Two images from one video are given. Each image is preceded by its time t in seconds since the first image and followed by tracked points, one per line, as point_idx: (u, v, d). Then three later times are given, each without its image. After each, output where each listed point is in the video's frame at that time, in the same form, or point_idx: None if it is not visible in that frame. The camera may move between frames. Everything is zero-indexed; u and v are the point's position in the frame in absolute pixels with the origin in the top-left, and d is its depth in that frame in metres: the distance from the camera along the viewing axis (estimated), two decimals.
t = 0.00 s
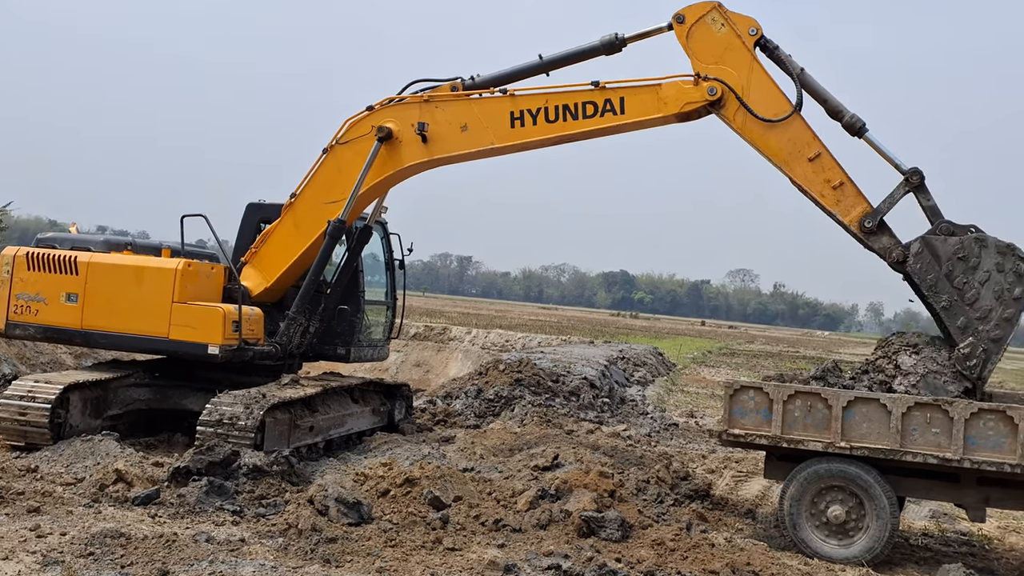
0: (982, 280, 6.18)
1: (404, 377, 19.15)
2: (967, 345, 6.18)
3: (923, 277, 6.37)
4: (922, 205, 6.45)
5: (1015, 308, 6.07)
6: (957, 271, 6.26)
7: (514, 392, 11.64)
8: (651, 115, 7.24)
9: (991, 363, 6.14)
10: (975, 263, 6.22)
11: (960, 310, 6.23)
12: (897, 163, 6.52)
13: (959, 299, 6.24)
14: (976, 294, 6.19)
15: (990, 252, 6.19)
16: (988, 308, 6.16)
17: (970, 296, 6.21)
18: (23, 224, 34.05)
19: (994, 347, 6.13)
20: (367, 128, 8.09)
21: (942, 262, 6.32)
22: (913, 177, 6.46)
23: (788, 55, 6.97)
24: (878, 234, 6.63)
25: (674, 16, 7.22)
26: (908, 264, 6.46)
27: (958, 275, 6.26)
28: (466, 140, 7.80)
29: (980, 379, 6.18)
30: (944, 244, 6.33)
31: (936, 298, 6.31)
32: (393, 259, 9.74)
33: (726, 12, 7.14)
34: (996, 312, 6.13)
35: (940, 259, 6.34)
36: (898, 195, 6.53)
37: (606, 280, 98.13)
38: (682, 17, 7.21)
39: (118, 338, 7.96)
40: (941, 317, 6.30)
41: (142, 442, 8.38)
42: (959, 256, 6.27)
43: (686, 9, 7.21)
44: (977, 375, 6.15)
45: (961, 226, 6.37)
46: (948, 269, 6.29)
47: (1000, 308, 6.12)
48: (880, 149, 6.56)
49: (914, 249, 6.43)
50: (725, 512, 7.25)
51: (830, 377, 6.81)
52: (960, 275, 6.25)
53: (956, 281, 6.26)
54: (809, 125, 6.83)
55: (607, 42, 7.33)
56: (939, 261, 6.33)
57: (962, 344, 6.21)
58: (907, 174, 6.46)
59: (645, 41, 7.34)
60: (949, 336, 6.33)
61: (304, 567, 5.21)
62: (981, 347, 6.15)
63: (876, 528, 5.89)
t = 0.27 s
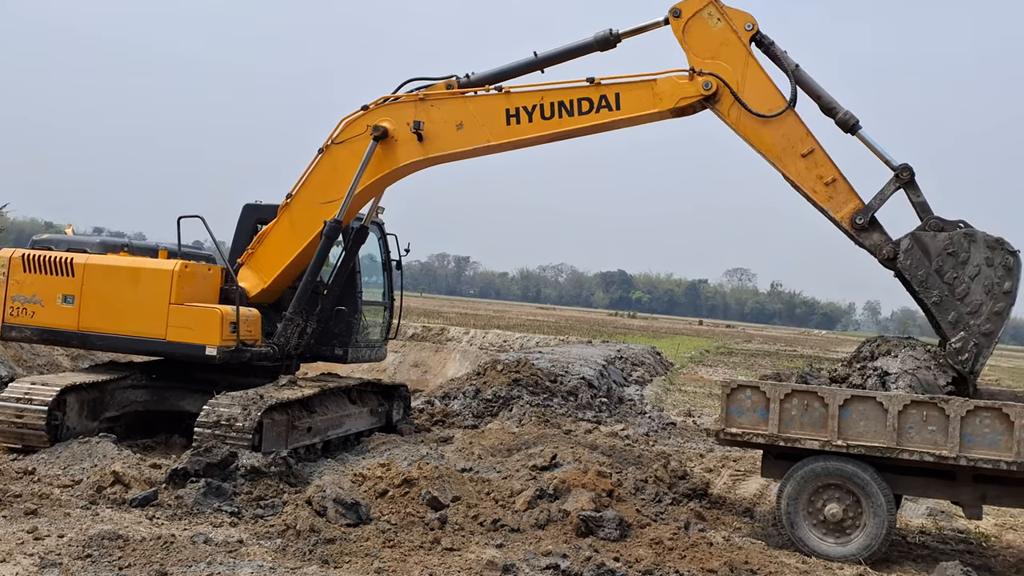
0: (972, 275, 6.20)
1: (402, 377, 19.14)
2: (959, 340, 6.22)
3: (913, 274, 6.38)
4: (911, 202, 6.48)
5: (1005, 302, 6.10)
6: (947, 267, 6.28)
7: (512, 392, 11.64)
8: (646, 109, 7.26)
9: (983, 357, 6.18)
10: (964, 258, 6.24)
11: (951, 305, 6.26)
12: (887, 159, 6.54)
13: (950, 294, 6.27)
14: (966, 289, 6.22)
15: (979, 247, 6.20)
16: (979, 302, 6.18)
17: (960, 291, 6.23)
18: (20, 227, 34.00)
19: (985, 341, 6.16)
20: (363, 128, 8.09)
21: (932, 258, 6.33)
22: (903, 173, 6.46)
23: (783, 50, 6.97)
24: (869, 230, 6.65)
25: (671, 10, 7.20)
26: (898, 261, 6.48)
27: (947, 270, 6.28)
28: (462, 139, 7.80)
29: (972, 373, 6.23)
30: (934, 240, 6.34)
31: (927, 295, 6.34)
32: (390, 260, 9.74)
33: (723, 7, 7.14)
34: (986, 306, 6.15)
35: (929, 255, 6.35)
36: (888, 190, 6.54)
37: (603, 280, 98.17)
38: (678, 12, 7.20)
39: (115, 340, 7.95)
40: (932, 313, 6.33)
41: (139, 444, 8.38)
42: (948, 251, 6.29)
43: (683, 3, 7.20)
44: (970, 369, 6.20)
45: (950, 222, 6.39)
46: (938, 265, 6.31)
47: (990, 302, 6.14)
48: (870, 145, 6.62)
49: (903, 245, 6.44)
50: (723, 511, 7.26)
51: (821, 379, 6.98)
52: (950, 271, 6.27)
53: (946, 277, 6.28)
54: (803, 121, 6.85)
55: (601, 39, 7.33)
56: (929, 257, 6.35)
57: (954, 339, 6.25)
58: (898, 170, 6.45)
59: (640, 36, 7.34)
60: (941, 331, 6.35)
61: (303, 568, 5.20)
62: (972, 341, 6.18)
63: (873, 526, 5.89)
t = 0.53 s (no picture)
0: (969, 267, 6.22)
1: (402, 378, 19.15)
2: (958, 332, 6.23)
3: (910, 268, 6.38)
4: (906, 194, 6.49)
5: (1003, 293, 6.13)
6: (944, 260, 6.29)
7: (512, 392, 11.66)
8: (644, 104, 7.27)
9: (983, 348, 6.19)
10: (961, 251, 6.26)
11: (950, 298, 6.27)
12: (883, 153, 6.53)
13: (948, 287, 6.28)
14: (964, 281, 6.23)
15: (976, 239, 6.23)
16: (977, 294, 6.20)
17: (958, 284, 6.24)
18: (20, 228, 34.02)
19: (985, 332, 6.18)
20: (361, 127, 8.10)
21: (929, 251, 6.34)
22: (898, 166, 6.45)
23: (780, 44, 6.99)
24: (865, 225, 6.64)
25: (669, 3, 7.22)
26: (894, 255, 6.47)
27: (944, 263, 6.30)
28: (459, 136, 7.81)
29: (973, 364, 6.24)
30: (930, 233, 6.36)
31: (924, 288, 6.35)
32: (390, 260, 9.76)
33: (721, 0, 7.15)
34: (984, 298, 6.17)
35: (925, 248, 6.36)
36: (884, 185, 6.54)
37: (603, 280, 98.28)
38: (676, 6, 7.22)
39: (116, 341, 7.96)
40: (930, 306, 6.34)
41: (141, 445, 8.39)
42: (945, 244, 6.30)
43: None
44: (970, 361, 6.21)
45: (945, 215, 6.40)
46: (935, 258, 6.32)
47: (988, 293, 6.16)
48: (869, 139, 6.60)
49: (899, 240, 6.44)
50: (724, 511, 7.27)
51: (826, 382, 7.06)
52: (947, 263, 6.28)
53: (944, 269, 6.29)
54: (800, 115, 6.86)
55: (597, 34, 7.34)
56: (925, 250, 6.36)
57: (953, 331, 6.26)
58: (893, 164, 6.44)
59: (638, 30, 7.36)
60: (939, 324, 6.36)
61: (304, 569, 5.22)
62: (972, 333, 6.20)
63: (874, 526, 5.91)
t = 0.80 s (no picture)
0: (971, 246, 6.19)
1: (402, 377, 19.16)
2: (967, 313, 6.15)
3: (912, 252, 6.35)
4: (902, 177, 6.50)
5: (1008, 269, 6.07)
6: (946, 241, 6.26)
7: (512, 392, 11.67)
8: (639, 93, 7.26)
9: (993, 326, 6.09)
10: (961, 230, 6.23)
11: (955, 279, 6.22)
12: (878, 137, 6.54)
13: (952, 267, 6.23)
14: (967, 261, 6.19)
15: (976, 217, 6.21)
16: (982, 272, 6.14)
17: (962, 263, 6.19)
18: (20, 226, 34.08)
19: (993, 310, 6.09)
20: (358, 125, 8.12)
21: (930, 233, 6.31)
22: (894, 149, 6.46)
23: (775, 31, 7.00)
24: (864, 211, 6.64)
25: None
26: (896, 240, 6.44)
27: (946, 244, 6.26)
28: (456, 131, 7.82)
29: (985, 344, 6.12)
30: (928, 215, 6.34)
31: (928, 271, 6.30)
32: (391, 260, 9.77)
33: None
34: (988, 275, 6.12)
35: (925, 231, 6.34)
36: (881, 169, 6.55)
37: (603, 281, 98.31)
38: None
39: (117, 340, 7.97)
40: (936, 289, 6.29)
41: (142, 444, 8.40)
42: (945, 225, 6.27)
43: None
44: (982, 341, 6.09)
45: (943, 196, 6.38)
46: (936, 240, 6.29)
47: (993, 271, 6.11)
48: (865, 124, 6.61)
49: (898, 224, 6.44)
50: (724, 512, 7.28)
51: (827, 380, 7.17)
52: (949, 244, 6.25)
53: (946, 250, 6.25)
54: (796, 102, 6.87)
55: (592, 25, 7.35)
56: (926, 232, 6.33)
57: (962, 312, 6.18)
58: (888, 147, 6.46)
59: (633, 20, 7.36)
60: (947, 307, 6.28)
61: (304, 568, 5.23)
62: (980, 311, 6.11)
63: (876, 528, 5.91)
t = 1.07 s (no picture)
0: (987, 209, 6.11)
1: (412, 377, 19.20)
2: (990, 279, 6.02)
3: (928, 221, 6.26)
4: (911, 148, 6.43)
5: None
6: (960, 207, 6.18)
7: (523, 393, 11.68)
8: (641, 77, 7.28)
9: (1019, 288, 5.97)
10: (975, 195, 6.16)
11: (974, 244, 6.12)
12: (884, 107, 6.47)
13: (970, 233, 6.14)
14: (985, 224, 6.11)
15: (989, 179, 6.14)
16: (1001, 235, 6.06)
17: (980, 228, 6.11)
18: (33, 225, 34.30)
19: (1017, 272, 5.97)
20: (362, 121, 8.14)
21: (943, 201, 6.24)
22: (900, 119, 6.40)
23: (777, 8, 6.98)
24: (875, 186, 6.56)
25: None
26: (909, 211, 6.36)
27: (961, 210, 6.18)
28: (460, 124, 7.84)
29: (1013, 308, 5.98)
30: (939, 183, 6.26)
31: (946, 239, 6.21)
32: (403, 260, 9.80)
33: None
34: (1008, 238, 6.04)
35: (939, 199, 6.25)
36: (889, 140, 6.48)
37: (612, 281, 98.19)
38: None
39: (132, 339, 8.03)
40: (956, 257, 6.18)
41: (157, 442, 8.46)
42: (958, 191, 6.20)
43: None
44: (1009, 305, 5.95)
45: (951, 162, 6.33)
46: (950, 207, 6.21)
47: (1011, 233, 6.03)
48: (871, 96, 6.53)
49: (909, 195, 6.36)
50: (735, 514, 7.27)
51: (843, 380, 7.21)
52: (964, 210, 6.17)
53: (962, 216, 6.17)
54: (801, 78, 6.83)
55: (592, 10, 7.35)
56: (939, 200, 6.25)
57: (985, 278, 6.05)
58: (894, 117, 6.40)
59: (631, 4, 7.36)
60: (969, 275, 6.17)
61: (317, 566, 5.25)
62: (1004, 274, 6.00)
63: (892, 531, 5.89)
